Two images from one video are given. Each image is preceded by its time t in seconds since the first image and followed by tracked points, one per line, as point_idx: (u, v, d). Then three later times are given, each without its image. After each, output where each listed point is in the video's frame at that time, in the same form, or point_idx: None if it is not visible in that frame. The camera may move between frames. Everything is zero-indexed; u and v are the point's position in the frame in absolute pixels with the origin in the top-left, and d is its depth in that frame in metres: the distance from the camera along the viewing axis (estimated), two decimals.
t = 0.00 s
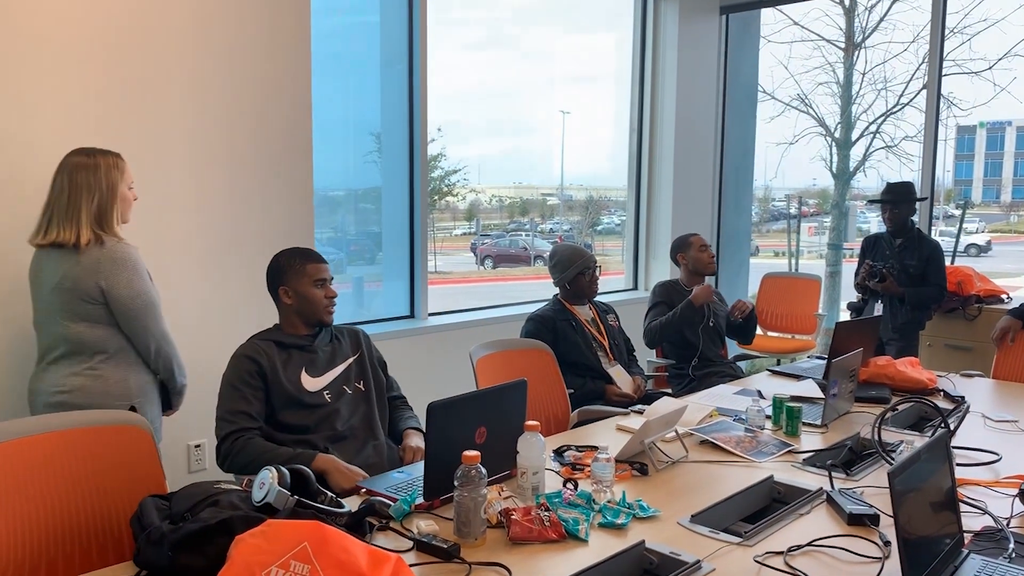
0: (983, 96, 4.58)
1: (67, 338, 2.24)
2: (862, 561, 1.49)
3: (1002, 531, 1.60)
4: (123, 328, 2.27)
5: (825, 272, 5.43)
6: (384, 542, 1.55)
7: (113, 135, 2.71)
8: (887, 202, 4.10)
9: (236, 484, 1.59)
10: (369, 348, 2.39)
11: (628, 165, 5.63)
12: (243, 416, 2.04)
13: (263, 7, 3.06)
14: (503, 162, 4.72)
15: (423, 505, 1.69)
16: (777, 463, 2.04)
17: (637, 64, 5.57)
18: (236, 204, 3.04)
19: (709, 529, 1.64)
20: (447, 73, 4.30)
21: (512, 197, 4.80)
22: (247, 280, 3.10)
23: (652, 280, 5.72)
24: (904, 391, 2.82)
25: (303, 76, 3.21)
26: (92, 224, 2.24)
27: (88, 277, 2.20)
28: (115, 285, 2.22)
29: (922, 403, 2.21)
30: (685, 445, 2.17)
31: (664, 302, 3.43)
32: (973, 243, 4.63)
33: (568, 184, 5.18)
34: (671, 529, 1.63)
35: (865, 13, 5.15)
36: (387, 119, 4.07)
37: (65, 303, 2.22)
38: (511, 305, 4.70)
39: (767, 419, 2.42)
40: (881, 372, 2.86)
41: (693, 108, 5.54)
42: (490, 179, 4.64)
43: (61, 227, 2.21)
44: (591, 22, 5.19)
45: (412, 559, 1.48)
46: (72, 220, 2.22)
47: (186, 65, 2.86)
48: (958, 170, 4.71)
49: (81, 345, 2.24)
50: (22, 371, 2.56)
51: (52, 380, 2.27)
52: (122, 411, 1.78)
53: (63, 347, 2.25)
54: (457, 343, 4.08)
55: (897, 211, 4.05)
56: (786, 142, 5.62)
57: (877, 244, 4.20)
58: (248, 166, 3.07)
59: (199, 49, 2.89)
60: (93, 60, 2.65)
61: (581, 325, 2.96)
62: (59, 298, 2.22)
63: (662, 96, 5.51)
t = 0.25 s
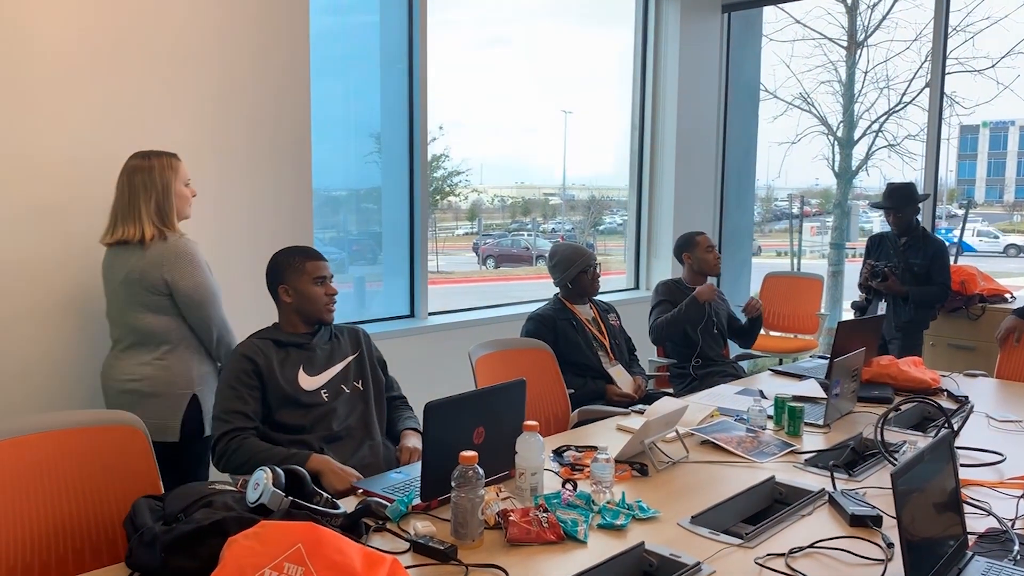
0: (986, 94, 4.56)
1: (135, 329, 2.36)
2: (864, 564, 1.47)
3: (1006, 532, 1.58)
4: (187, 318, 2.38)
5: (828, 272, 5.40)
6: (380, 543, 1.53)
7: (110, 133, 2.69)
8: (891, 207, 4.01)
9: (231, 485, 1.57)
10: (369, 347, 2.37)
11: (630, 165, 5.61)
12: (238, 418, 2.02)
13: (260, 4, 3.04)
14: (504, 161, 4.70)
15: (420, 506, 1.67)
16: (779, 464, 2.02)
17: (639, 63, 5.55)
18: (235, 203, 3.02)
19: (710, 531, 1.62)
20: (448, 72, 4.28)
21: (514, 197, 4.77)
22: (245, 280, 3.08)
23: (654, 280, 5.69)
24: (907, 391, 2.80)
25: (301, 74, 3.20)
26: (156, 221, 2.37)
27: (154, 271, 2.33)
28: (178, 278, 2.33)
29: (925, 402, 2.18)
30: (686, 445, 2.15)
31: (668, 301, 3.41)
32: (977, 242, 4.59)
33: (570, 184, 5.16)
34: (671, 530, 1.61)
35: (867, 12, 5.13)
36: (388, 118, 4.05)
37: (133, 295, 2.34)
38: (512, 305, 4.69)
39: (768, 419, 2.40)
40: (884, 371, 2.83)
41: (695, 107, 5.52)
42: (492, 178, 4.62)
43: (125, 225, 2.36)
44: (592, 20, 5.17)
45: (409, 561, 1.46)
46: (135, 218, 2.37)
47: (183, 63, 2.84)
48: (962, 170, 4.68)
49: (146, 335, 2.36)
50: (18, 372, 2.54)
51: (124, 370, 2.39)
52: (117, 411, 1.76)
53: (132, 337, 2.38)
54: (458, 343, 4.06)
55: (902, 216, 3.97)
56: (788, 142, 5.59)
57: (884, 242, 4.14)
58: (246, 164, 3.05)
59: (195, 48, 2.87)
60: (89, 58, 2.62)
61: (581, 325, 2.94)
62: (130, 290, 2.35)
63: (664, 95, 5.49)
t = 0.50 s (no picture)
0: (994, 93, 4.51)
1: (198, 316, 2.49)
2: (871, 572, 1.44)
3: (1017, 540, 1.54)
4: (245, 307, 2.48)
5: (834, 272, 5.36)
6: (378, 549, 1.51)
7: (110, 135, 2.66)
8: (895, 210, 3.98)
9: (228, 490, 1.55)
10: (368, 348, 2.35)
11: (635, 164, 5.58)
12: (239, 422, 2.00)
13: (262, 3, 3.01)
14: (509, 161, 4.67)
15: (420, 512, 1.65)
16: (784, 468, 1.99)
17: (644, 63, 5.52)
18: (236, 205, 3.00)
19: (714, 537, 1.59)
20: (452, 72, 4.25)
21: (518, 197, 4.74)
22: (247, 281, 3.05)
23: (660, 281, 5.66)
24: (914, 394, 2.76)
25: (302, 75, 3.17)
26: (217, 214, 2.51)
27: (216, 261, 2.44)
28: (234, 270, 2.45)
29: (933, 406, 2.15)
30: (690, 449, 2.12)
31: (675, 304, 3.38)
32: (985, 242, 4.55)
33: (575, 185, 5.13)
34: (675, 537, 1.58)
35: (874, 10, 5.09)
36: (392, 118, 4.03)
37: (196, 284, 2.47)
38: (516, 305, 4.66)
39: (774, 423, 2.37)
40: (891, 374, 2.80)
41: (700, 107, 5.49)
42: (496, 179, 4.59)
43: (189, 216, 2.51)
44: (597, 20, 5.15)
45: (407, 568, 1.44)
46: (198, 210, 2.52)
47: (183, 65, 2.82)
48: (968, 170, 4.65)
49: (208, 323, 2.48)
50: (16, 375, 2.51)
51: (188, 359, 2.50)
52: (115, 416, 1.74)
53: (195, 325, 2.50)
54: (462, 344, 4.04)
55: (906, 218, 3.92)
56: (794, 141, 5.56)
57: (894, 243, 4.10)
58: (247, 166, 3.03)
59: (196, 48, 2.85)
60: (88, 59, 2.60)
61: (585, 326, 2.91)
62: (192, 280, 2.48)
63: (669, 95, 5.46)
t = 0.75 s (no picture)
0: (1005, 93, 4.47)
1: (259, 317, 2.58)
2: None
3: None
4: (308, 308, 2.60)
5: (843, 272, 5.32)
6: (387, 553, 1.48)
7: (121, 135, 2.61)
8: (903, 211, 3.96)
9: (235, 492, 1.53)
10: (371, 348, 2.34)
11: (643, 164, 5.56)
12: (248, 428, 1.97)
13: None
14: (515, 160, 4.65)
15: (429, 515, 1.62)
16: (797, 471, 1.97)
17: (653, 62, 5.49)
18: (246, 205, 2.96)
19: (727, 542, 1.56)
20: (459, 71, 4.23)
21: (524, 197, 4.72)
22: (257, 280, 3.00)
23: (668, 281, 5.64)
24: (927, 396, 2.73)
25: (312, 74, 3.14)
26: (280, 220, 2.62)
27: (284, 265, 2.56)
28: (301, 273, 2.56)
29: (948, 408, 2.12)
30: (701, 451, 2.09)
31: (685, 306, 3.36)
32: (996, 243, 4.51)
33: (581, 184, 5.09)
34: (689, 542, 1.55)
35: (884, 9, 5.04)
36: (398, 117, 4.01)
37: (256, 287, 2.56)
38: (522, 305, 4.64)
39: (786, 425, 2.34)
40: (904, 375, 2.77)
41: (708, 106, 5.46)
42: (503, 179, 4.57)
43: (254, 223, 2.61)
44: (605, 18, 5.11)
45: (417, 572, 1.42)
46: (262, 218, 2.62)
47: (195, 63, 2.77)
48: (976, 170, 4.62)
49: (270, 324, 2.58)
50: (24, 380, 2.46)
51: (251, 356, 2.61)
52: (121, 419, 1.70)
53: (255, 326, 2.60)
54: (468, 344, 4.01)
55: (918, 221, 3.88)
56: (802, 141, 5.52)
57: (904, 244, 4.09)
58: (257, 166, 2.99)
59: (207, 48, 2.80)
60: (100, 58, 2.54)
61: (594, 327, 2.89)
62: (252, 283, 2.56)
63: (677, 94, 5.43)
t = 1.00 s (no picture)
0: (1017, 93, 4.44)
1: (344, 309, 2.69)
2: None
3: None
4: (391, 300, 2.72)
5: (854, 273, 5.28)
6: (403, 560, 1.46)
7: (132, 137, 2.60)
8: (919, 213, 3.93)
9: (249, 498, 1.52)
10: (375, 352, 2.32)
11: (652, 165, 5.54)
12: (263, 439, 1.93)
13: None
14: (524, 161, 4.62)
15: (444, 521, 1.60)
16: (816, 477, 1.94)
17: (663, 61, 5.47)
18: (258, 207, 2.93)
19: (747, 549, 1.54)
20: (468, 71, 4.22)
21: (530, 197, 4.67)
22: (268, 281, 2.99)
23: (677, 282, 5.61)
24: (944, 400, 2.70)
25: (325, 75, 3.11)
26: (361, 217, 2.68)
27: (366, 262, 2.65)
28: (390, 268, 2.67)
29: (969, 413, 2.09)
30: (718, 456, 2.07)
31: (700, 308, 3.33)
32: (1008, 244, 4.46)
33: (587, 184, 5.05)
34: (708, 550, 1.53)
35: (896, 9, 5.01)
36: (408, 117, 4.00)
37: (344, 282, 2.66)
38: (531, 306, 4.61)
39: (803, 429, 2.32)
40: (920, 379, 2.74)
41: (718, 106, 5.43)
42: (508, 179, 4.53)
43: (335, 221, 2.67)
44: (614, 18, 5.09)
45: None
46: (343, 215, 2.67)
47: (207, 65, 2.75)
48: (984, 170, 4.59)
49: (357, 315, 2.69)
50: (36, 382, 2.45)
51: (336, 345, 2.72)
52: (134, 422, 1.68)
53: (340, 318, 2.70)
54: (477, 346, 3.99)
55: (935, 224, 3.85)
56: (812, 141, 5.49)
57: (917, 248, 4.02)
58: (269, 167, 2.96)
59: (220, 49, 2.78)
60: (111, 60, 2.53)
61: (606, 330, 2.87)
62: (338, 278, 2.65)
63: (687, 94, 5.41)
